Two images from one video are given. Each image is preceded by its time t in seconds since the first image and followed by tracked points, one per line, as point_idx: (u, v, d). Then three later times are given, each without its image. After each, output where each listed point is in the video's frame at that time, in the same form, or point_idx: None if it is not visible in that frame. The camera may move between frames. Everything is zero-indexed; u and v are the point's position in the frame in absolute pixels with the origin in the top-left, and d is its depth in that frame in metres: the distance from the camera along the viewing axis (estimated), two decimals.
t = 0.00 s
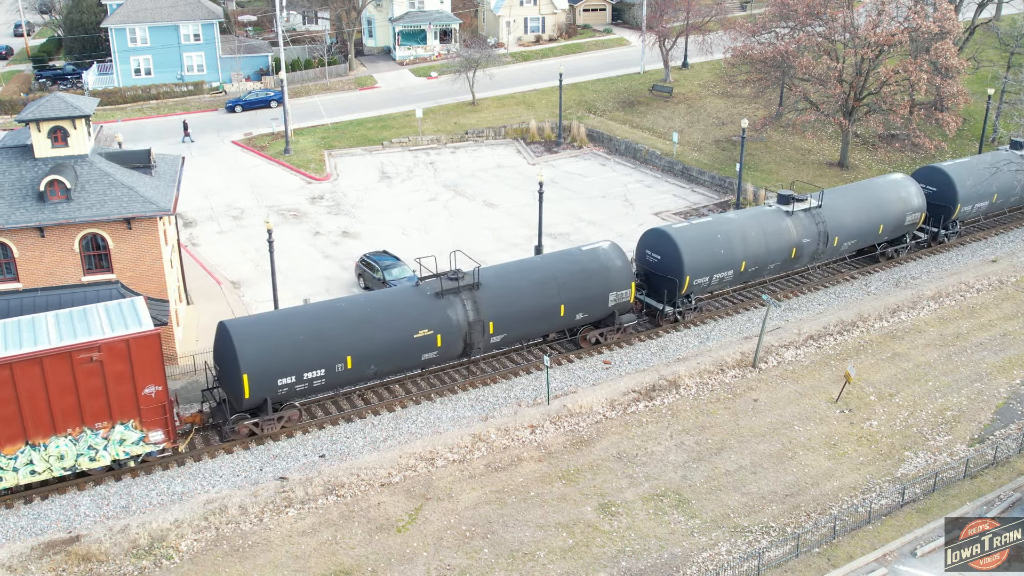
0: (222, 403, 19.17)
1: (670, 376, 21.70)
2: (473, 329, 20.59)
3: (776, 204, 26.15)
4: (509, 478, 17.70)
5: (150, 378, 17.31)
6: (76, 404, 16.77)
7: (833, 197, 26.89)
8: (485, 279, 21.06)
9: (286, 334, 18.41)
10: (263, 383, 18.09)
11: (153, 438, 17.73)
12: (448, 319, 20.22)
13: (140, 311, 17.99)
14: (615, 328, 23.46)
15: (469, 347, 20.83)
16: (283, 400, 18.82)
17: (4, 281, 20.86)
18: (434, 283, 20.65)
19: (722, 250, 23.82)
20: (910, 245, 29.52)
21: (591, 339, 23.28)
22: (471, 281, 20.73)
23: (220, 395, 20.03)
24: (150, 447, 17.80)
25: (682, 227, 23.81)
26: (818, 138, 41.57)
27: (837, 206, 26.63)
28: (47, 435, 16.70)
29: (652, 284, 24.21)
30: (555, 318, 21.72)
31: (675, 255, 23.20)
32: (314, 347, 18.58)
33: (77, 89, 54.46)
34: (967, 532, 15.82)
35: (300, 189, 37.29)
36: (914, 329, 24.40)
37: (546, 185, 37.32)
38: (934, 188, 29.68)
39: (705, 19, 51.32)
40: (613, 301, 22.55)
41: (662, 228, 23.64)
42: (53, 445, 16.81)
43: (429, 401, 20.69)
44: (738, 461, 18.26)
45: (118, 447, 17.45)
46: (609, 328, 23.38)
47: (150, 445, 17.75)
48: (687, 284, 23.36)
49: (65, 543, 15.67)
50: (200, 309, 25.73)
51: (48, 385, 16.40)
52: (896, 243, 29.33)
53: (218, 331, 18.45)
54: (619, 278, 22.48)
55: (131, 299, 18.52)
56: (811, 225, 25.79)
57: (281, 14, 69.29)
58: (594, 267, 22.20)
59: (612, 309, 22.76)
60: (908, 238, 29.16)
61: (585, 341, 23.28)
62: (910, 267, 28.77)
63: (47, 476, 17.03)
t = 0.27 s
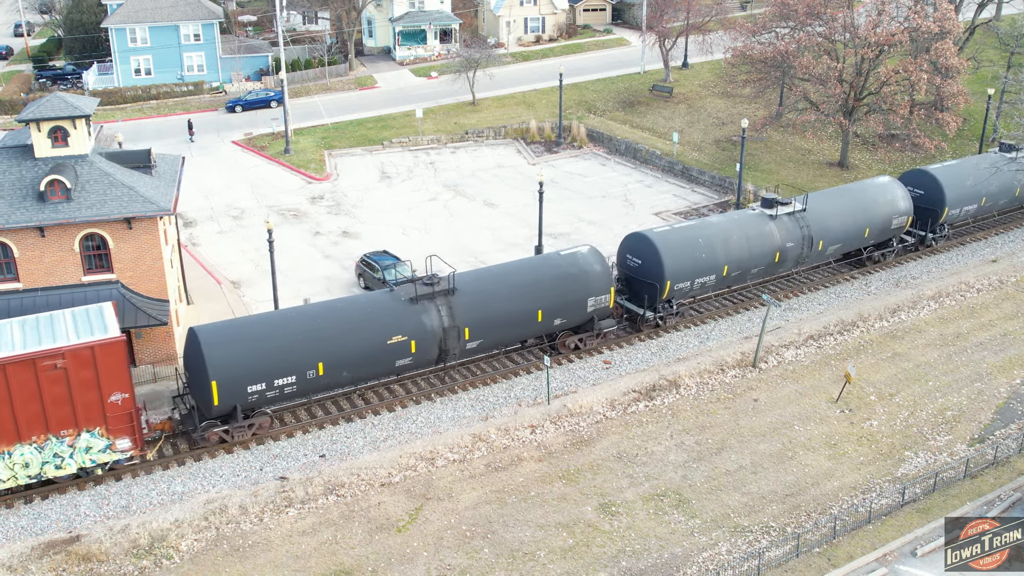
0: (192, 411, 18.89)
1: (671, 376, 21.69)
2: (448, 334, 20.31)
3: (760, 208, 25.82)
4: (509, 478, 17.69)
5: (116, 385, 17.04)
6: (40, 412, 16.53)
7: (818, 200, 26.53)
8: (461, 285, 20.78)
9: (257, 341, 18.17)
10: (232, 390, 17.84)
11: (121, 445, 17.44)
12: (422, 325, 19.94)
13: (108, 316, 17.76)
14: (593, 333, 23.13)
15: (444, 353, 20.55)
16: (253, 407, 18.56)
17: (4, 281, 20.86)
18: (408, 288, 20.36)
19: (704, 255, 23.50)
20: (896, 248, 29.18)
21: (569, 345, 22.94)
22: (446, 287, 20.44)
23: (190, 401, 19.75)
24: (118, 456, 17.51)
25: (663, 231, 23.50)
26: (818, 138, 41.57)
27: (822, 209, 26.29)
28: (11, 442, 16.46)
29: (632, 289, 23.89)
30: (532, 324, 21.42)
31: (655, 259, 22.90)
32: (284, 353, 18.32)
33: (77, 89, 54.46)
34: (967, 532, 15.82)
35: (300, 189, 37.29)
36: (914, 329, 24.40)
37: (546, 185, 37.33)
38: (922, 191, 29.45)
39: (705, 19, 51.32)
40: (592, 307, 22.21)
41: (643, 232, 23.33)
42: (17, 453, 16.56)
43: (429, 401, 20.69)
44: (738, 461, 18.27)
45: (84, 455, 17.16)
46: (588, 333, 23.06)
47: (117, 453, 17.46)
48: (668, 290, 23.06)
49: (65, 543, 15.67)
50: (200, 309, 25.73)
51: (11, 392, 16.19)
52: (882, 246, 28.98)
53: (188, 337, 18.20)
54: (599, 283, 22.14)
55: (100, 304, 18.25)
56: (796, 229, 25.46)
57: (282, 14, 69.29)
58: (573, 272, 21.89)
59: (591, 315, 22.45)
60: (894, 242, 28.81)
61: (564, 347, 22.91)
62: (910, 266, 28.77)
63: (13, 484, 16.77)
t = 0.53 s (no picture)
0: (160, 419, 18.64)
1: (671, 376, 21.68)
2: (422, 340, 20.05)
3: (742, 212, 25.59)
4: (509, 478, 17.70)
5: (81, 392, 17.04)
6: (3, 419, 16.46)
7: (802, 205, 26.29)
8: (437, 290, 20.52)
9: (228, 347, 17.94)
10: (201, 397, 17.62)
11: (86, 453, 17.40)
12: (396, 331, 19.67)
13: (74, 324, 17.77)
14: (573, 339, 22.77)
15: (419, 359, 20.27)
16: (223, 414, 18.32)
17: (5, 280, 20.86)
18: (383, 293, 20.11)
19: (684, 259, 23.25)
20: (883, 253, 28.85)
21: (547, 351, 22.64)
22: (420, 292, 20.18)
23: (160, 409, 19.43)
24: (84, 463, 17.45)
25: (643, 235, 23.28)
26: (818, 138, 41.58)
27: (806, 214, 26.03)
28: None
29: (613, 294, 23.63)
30: (509, 330, 21.16)
31: (635, 263, 22.66)
32: (254, 360, 18.07)
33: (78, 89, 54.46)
34: (967, 532, 15.82)
35: (300, 189, 37.30)
36: (914, 329, 24.40)
37: (546, 185, 37.32)
38: (909, 195, 29.18)
39: (706, 19, 51.33)
40: (569, 312, 21.96)
41: (622, 236, 23.10)
42: None
43: (430, 401, 20.69)
44: (738, 461, 18.27)
45: (49, 463, 17.06)
46: (567, 338, 22.75)
47: (83, 460, 17.41)
48: (647, 294, 22.81)
49: (65, 543, 15.67)
50: (200, 308, 25.72)
51: None
52: (868, 251, 28.65)
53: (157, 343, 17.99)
54: (577, 289, 21.90)
55: (67, 311, 18.23)
56: (778, 234, 25.22)
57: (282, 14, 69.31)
58: (551, 277, 21.65)
59: (569, 320, 22.18)
60: (881, 246, 28.47)
61: (543, 352, 22.59)
62: (910, 266, 28.77)
63: None
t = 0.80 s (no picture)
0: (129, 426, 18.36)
1: (671, 376, 21.68)
2: (396, 346, 19.70)
3: (726, 215, 25.14)
4: (509, 478, 17.70)
5: (45, 400, 16.71)
6: None
7: (787, 208, 25.85)
8: (411, 296, 20.14)
9: (197, 353, 17.66)
10: (168, 404, 17.34)
11: (52, 461, 17.08)
12: (369, 337, 19.32)
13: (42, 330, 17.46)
14: (552, 344, 22.46)
15: (392, 366, 19.92)
16: (192, 421, 18.05)
17: (5, 280, 20.86)
18: (356, 299, 19.74)
19: (665, 264, 22.81)
20: (869, 256, 28.43)
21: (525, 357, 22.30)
22: (394, 297, 19.80)
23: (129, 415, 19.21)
24: (50, 471, 17.14)
25: (623, 239, 22.84)
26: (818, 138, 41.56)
27: (792, 217, 25.58)
28: None
29: (593, 298, 23.20)
30: (484, 336, 20.78)
31: (615, 268, 22.21)
32: (223, 367, 17.78)
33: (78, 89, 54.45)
34: (967, 532, 15.81)
35: (300, 189, 37.29)
36: (914, 329, 24.40)
37: (546, 185, 37.32)
38: (896, 198, 28.64)
39: (706, 19, 51.33)
40: (547, 318, 21.61)
41: (603, 240, 22.65)
42: None
43: (430, 401, 20.70)
44: (739, 460, 18.27)
45: (14, 472, 16.78)
46: (545, 344, 22.40)
47: (49, 469, 17.10)
48: (627, 299, 22.39)
49: (65, 543, 15.67)
50: (201, 308, 25.72)
51: None
52: (854, 254, 28.22)
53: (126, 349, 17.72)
54: (554, 294, 21.54)
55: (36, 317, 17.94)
56: (763, 237, 24.78)
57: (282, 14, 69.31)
58: (528, 282, 21.27)
59: (547, 326, 21.81)
60: (867, 250, 28.04)
61: (520, 358, 22.31)
62: (911, 266, 28.76)
63: None
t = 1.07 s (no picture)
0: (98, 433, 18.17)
1: (671, 376, 21.67)
2: (369, 353, 19.42)
3: (709, 219, 24.84)
4: (510, 477, 17.69)
5: (10, 407, 16.76)
6: None
7: (771, 212, 25.56)
8: (385, 301, 19.88)
9: (166, 360, 17.44)
10: (135, 411, 17.13)
11: (17, 468, 17.10)
12: (341, 344, 19.05)
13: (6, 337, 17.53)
14: (529, 350, 22.12)
15: (366, 373, 19.65)
16: (161, 428, 17.83)
17: (6, 280, 20.86)
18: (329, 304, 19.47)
19: (645, 268, 22.50)
20: (855, 260, 28.13)
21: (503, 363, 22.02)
22: (368, 303, 19.54)
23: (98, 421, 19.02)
24: (14, 478, 17.14)
25: (603, 243, 22.54)
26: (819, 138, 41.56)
27: (775, 221, 25.30)
28: None
29: (573, 304, 22.87)
30: (460, 342, 20.50)
31: (594, 273, 21.89)
32: (191, 374, 17.55)
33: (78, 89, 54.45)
34: (967, 532, 15.81)
35: (301, 189, 37.28)
36: (915, 329, 24.40)
37: (547, 185, 37.31)
38: (882, 202, 28.39)
39: (706, 19, 51.32)
40: (524, 324, 21.31)
41: (583, 244, 22.33)
42: None
43: (430, 401, 20.70)
44: (739, 460, 18.27)
45: None
46: (523, 350, 22.10)
47: (14, 476, 17.11)
48: (607, 304, 22.08)
49: (66, 543, 15.67)
50: (201, 308, 25.72)
51: None
52: (841, 258, 27.92)
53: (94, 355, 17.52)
54: (531, 299, 21.27)
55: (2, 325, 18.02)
56: (745, 242, 24.51)
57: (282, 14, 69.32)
58: (505, 287, 21.01)
59: (525, 332, 21.53)
60: (853, 253, 27.75)
61: (498, 364, 21.99)
62: (911, 266, 28.76)
63: None
